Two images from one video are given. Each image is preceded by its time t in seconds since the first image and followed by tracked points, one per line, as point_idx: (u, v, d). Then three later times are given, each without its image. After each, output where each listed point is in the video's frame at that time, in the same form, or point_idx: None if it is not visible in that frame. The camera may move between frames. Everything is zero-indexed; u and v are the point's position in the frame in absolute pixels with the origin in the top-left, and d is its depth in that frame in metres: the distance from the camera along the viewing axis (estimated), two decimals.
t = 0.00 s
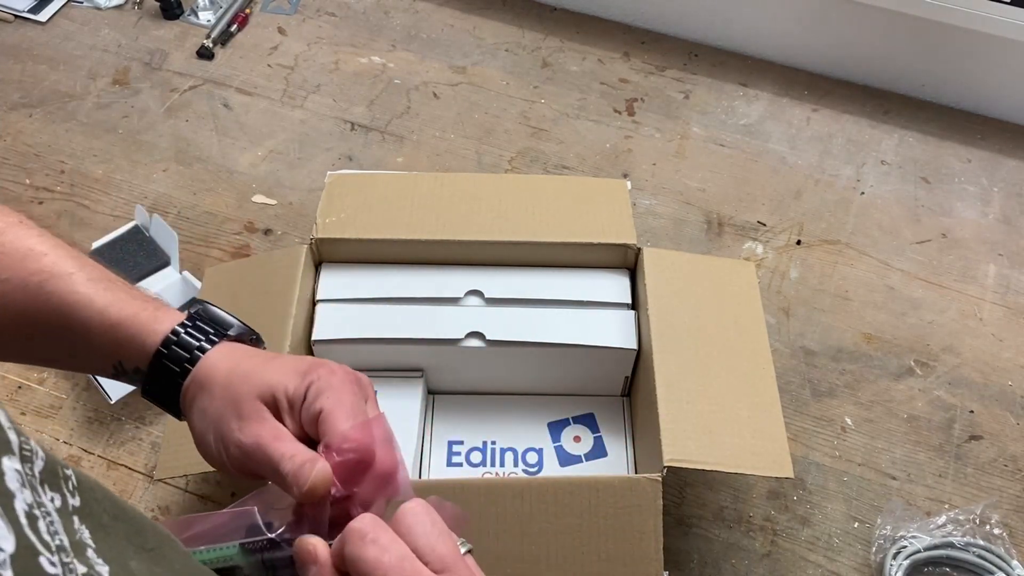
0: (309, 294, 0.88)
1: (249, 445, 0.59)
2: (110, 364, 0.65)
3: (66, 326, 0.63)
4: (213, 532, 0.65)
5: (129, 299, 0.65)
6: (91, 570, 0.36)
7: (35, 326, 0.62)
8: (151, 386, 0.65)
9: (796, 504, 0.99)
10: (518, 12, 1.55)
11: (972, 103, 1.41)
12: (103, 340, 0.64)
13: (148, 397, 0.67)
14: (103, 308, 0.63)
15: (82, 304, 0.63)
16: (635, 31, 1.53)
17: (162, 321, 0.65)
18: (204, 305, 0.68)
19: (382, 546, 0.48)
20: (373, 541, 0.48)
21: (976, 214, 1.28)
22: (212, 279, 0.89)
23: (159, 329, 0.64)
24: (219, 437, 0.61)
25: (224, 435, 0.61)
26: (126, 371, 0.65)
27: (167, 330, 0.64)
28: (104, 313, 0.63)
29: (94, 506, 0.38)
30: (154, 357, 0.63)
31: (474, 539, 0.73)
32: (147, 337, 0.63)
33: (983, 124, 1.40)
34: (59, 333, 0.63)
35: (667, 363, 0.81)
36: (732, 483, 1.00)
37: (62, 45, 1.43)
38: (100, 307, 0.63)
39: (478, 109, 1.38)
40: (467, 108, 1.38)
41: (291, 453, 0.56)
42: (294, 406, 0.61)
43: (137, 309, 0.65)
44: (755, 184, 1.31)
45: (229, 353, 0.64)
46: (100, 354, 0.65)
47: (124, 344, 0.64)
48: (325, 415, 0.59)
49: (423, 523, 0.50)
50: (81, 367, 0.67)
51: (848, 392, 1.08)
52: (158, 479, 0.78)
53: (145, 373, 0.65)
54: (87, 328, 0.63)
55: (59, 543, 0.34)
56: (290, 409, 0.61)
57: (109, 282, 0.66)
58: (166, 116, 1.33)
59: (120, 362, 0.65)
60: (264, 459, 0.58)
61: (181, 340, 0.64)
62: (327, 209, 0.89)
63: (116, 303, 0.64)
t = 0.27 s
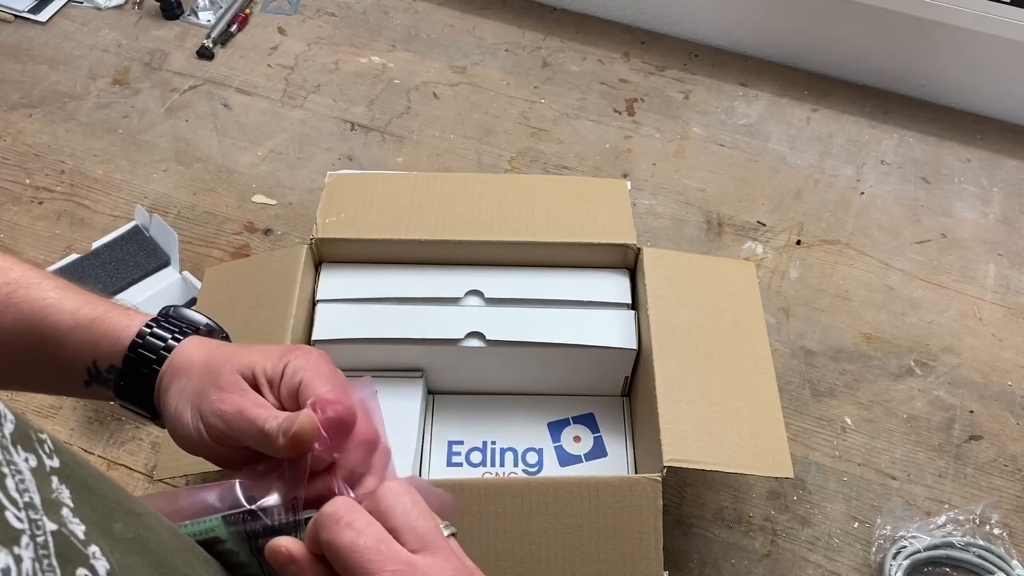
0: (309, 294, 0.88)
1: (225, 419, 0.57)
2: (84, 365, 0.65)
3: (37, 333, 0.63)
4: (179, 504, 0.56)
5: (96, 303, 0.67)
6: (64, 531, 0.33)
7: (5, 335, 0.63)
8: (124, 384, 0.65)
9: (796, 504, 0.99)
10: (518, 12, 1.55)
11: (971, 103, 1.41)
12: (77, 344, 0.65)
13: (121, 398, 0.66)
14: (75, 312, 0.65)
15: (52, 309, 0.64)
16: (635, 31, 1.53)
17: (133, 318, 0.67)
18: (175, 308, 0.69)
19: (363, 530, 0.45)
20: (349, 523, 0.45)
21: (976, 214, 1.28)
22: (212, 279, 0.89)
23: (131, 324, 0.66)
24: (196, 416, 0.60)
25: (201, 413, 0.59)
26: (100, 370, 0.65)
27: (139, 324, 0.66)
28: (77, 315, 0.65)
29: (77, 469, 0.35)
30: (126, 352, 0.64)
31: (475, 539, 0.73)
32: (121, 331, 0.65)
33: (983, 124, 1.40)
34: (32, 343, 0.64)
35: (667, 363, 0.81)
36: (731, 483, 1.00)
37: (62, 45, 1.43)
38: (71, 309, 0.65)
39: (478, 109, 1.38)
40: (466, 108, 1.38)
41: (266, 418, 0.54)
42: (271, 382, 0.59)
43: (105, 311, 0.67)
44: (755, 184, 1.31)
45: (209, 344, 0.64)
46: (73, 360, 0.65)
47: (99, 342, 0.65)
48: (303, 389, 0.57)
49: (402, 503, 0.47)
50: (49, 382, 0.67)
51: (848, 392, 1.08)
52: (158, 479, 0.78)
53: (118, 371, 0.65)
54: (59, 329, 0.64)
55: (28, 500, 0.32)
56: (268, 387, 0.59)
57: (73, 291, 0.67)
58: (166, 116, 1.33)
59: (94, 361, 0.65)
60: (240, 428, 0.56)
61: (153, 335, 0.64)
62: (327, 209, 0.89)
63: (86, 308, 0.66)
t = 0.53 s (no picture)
0: (309, 294, 0.88)
1: (248, 404, 0.59)
2: (66, 369, 0.64)
3: (14, 338, 0.63)
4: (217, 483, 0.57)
5: (71, 307, 0.67)
6: (16, 507, 0.36)
7: None
8: (108, 385, 0.65)
9: (796, 504, 0.99)
10: (518, 12, 1.55)
11: (971, 103, 1.41)
12: (56, 348, 0.64)
13: (108, 401, 0.66)
14: (52, 316, 0.65)
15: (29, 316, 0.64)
16: (634, 31, 1.53)
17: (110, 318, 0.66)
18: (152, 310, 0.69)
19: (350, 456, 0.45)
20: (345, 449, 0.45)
21: (976, 214, 1.28)
22: (212, 279, 0.89)
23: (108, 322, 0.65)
24: (213, 400, 0.61)
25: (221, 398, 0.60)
26: (82, 374, 0.65)
27: (117, 322, 0.66)
28: (54, 320, 0.64)
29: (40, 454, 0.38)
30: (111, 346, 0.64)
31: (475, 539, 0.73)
32: (99, 329, 0.65)
33: (983, 124, 1.40)
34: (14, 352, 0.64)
35: (667, 363, 0.81)
36: (731, 483, 1.00)
37: (62, 45, 1.43)
38: (46, 313, 0.65)
39: (478, 109, 1.38)
40: (466, 108, 1.38)
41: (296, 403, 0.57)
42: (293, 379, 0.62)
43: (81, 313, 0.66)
44: (755, 184, 1.31)
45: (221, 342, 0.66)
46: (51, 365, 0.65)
47: (80, 343, 0.64)
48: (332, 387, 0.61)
49: (396, 426, 0.48)
50: (31, 391, 0.66)
51: (848, 392, 1.08)
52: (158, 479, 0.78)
53: (103, 368, 0.64)
54: (37, 334, 0.64)
55: None
56: (288, 383, 0.62)
57: (47, 297, 0.67)
58: (166, 116, 1.33)
59: (75, 364, 0.64)
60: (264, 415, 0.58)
61: (137, 330, 0.65)
62: (327, 209, 0.89)
63: (62, 311, 0.65)
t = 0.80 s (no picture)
0: (309, 295, 0.88)
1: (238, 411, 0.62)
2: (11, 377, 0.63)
3: None
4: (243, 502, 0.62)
5: (12, 310, 0.64)
6: None
7: None
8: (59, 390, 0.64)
9: (796, 504, 0.99)
10: (518, 12, 1.55)
11: (971, 103, 1.41)
12: None
13: (63, 405, 0.65)
14: None
15: None
16: (634, 31, 1.53)
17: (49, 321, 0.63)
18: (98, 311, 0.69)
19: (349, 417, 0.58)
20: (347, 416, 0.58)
21: (976, 214, 1.28)
22: (211, 279, 0.89)
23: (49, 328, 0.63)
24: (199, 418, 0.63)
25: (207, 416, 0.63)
26: (29, 380, 0.63)
27: (61, 326, 0.63)
28: None
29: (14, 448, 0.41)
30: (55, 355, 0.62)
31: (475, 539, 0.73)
32: (40, 337, 0.62)
33: (983, 124, 1.40)
34: None
35: (668, 363, 0.81)
36: (731, 483, 1.00)
37: (62, 45, 1.43)
38: None
39: (478, 109, 1.38)
40: (466, 108, 1.38)
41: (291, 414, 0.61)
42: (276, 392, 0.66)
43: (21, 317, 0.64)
44: (755, 184, 1.31)
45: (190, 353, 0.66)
46: None
47: (18, 351, 0.62)
48: (318, 397, 0.66)
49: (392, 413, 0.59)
50: None
51: (848, 392, 1.08)
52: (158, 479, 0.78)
53: (50, 376, 0.63)
54: None
55: None
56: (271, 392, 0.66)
57: None
58: (166, 116, 1.33)
59: (19, 371, 0.63)
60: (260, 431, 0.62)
61: (82, 334, 0.63)
62: (327, 209, 0.89)
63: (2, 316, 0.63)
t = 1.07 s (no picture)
0: (309, 295, 0.88)
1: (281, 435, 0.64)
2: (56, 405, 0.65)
3: None
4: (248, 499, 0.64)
5: (48, 337, 0.65)
6: None
7: None
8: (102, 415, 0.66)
9: (796, 504, 0.99)
10: (518, 12, 1.55)
11: (971, 103, 1.41)
12: (44, 386, 0.64)
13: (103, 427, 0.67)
14: (31, 350, 0.64)
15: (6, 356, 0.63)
16: (634, 31, 1.53)
17: (92, 348, 0.66)
18: (130, 330, 0.70)
19: (321, 397, 0.56)
20: (321, 395, 0.56)
21: (976, 214, 1.28)
22: (212, 279, 0.89)
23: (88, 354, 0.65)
24: (245, 441, 0.65)
25: (252, 436, 0.65)
26: (74, 407, 0.66)
27: (102, 352, 0.66)
28: (34, 354, 0.64)
29: None
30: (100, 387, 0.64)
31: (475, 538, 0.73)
32: (82, 364, 0.65)
33: (983, 124, 1.40)
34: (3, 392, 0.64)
35: (668, 364, 0.81)
36: (732, 483, 1.00)
37: (62, 45, 1.43)
38: (23, 350, 0.64)
39: (478, 109, 1.38)
40: (466, 108, 1.38)
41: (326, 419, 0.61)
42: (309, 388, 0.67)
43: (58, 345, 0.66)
44: (755, 184, 1.31)
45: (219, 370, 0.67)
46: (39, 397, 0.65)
47: (64, 379, 0.64)
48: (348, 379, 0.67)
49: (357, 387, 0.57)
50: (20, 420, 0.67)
51: (848, 392, 1.08)
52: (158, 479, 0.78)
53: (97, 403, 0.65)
54: (19, 373, 0.64)
55: None
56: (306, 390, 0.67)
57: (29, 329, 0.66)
58: (166, 116, 1.34)
59: (62, 399, 0.65)
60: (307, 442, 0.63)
61: (123, 364, 0.65)
62: (327, 209, 0.89)
63: (42, 343, 0.65)
